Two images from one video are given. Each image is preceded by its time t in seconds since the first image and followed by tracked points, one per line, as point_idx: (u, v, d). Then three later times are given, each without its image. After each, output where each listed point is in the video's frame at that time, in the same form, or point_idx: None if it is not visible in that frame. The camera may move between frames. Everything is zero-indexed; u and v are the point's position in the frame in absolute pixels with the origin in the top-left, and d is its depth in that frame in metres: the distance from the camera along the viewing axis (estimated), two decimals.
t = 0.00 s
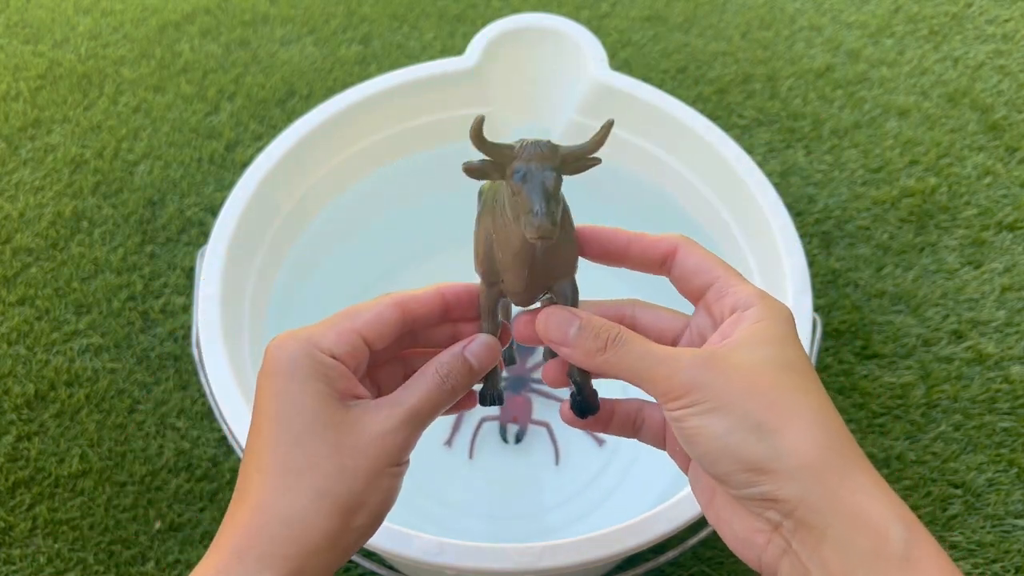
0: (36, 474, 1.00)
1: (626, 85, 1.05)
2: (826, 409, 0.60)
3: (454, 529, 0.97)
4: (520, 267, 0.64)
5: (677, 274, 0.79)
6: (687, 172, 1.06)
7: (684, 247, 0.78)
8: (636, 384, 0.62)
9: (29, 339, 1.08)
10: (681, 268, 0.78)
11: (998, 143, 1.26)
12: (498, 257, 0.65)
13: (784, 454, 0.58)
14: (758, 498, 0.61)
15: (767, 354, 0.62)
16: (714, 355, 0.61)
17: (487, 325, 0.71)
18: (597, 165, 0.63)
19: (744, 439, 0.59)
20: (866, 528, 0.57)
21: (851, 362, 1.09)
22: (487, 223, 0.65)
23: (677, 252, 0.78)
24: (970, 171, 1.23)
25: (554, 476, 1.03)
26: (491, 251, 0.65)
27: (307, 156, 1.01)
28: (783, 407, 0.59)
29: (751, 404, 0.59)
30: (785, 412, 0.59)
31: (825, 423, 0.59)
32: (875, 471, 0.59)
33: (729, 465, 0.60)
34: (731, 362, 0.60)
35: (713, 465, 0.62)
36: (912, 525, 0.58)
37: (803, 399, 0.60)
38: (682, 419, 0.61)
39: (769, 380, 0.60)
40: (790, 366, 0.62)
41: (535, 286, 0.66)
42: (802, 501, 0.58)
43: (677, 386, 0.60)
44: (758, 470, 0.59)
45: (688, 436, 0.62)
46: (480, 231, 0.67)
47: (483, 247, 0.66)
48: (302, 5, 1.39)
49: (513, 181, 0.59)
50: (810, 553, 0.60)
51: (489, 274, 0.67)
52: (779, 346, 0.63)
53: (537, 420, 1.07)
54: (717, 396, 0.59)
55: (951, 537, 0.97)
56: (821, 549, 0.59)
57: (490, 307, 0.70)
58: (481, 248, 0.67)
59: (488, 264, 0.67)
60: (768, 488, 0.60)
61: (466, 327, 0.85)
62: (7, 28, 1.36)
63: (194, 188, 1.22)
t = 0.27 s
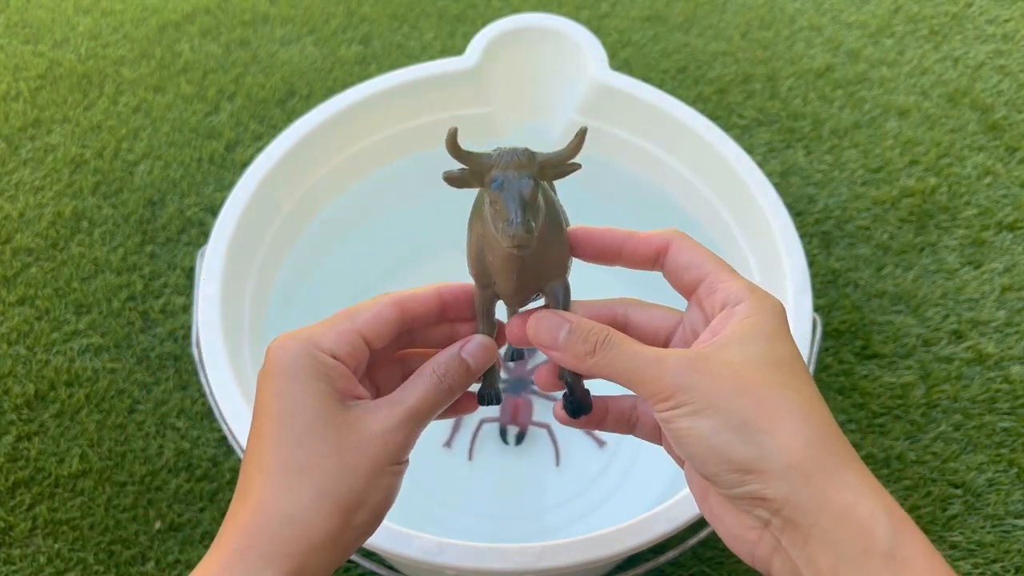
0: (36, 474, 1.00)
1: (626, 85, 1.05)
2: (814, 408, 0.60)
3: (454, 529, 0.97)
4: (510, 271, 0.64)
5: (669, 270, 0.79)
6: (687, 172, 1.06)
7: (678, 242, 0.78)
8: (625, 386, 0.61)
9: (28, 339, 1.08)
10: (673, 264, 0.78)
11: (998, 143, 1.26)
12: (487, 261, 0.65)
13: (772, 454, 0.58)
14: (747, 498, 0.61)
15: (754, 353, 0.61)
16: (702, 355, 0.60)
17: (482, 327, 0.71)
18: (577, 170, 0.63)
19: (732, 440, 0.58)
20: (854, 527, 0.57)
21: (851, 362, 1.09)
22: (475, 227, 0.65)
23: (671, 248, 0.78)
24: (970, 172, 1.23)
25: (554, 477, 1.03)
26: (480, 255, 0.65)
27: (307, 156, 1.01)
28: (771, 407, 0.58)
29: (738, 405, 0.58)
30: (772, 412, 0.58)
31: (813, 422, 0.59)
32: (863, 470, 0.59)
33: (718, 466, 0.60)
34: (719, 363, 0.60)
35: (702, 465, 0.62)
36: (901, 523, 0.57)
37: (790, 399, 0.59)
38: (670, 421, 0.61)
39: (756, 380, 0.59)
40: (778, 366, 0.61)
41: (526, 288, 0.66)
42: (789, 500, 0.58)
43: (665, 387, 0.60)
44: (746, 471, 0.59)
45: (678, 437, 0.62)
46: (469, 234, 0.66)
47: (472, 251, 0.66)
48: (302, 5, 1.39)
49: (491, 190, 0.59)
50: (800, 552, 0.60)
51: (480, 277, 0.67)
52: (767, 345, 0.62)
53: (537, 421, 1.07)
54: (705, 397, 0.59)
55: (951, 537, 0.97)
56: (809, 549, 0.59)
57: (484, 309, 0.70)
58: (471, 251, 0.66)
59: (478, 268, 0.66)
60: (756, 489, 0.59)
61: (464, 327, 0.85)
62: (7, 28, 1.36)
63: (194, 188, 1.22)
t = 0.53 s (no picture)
0: (36, 474, 1.00)
1: (626, 85, 1.05)
2: (807, 412, 0.59)
3: (455, 529, 0.97)
4: (502, 275, 0.64)
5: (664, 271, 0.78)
6: (688, 172, 1.06)
7: (674, 243, 0.77)
8: (618, 391, 0.61)
9: (28, 339, 1.09)
10: (668, 265, 0.78)
11: (998, 143, 1.26)
12: (480, 267, 0.65)
13: (764, 459, 0.58)
14: (742, 502, 0.61)
15: (747, 357, 0.61)
16: (694, 360, 0.60)
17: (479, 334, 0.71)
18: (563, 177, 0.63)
19: (724, 445, 0.58)
20: (848, 531, 0.57)
21: (851, 362, 1.09)
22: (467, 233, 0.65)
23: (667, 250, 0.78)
24: (970, 171, 1.23)
25: (554, 477, 1.03)
26: (473, 261, 0.65)
27: (307, 156, 1.01)
28: (764, 411, 0.58)
29: (730, 410, 0.58)
30: (764, 417, 0.58)
31: (806, 425, 0.59)
32: (856, 473, 0.59)
33: (712, 471, 0.60)
34: (710, 367, 0.60)
35: (696, 470, 0.62)
36: (894, 526, 0.57)
37: (782, 403, 0.59)
38: (665, 426, 0.61)
39: (748, 385, 0.59)
40: (771, 369, 0.61)
41: (520, 293, 0.66)
42: (783, 505, 0.58)
43: (658, 393, 0.59)
44: (739, 476, 0.59)
45: (671, 442, 0.62)
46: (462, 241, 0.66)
47: (466, 257, 0.66)
48: (302, 5, 1.39)
49: (474, 199, 0.59)
50: (795, 555, 0.60)
51: (474, 282, 0.67)
52: (759, 348, 0.62)
53: (537, 421, 1.07)
54: (697, 403, 0.58)
55: (951, 537, 0.97)
56: (803, 553, 0.59)
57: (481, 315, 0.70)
58: (464, 256, 0.67)
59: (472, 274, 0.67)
60: (749, 493, 0.59)
61: (464, 331, 0.85)
62: (7, 28, 1.36)
63: (195, 188, 1.22)
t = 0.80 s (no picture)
0: (36, 474, 1.00)
1: (626, 86, 1.05)
2: (805, 414, 0.59)
3: (454, 529, 0.97)
4: (498, 277, 0.64)
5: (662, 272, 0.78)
6: (688, 172, 1.06)
7: (672, 242, 0.77)
8: (616, 393, 0.61)
9: (28, 339, 1.09)
10: (666, 266, 0.78)
11: (998, 143, 1.26)
12: (475, 268, 0.65)
13: (762, 461, 0.58)
14: (741, 506, 0.61)
15: (744, 359, 0.61)
16: (691, 362, 0.60)
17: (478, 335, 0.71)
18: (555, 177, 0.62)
19: (722, 448, 0.58)
20: (846, 533, 0.56)
21: (851, 362, 1.09)
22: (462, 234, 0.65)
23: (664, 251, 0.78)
24: (970, 171, 1.23)
25: (554, 477, 1.03)
26: (469, 263, 0.65)
27: (307, 156, 1.01)
28: (761, 414, 0.58)
29: (727, 412, 0.58)
30: (762, 419, 0.58)
31: (803, 428, 0.59)
32: (854, 474, 0.59)
33: (710, 474, 0.60)
34: (708, 369, 0.60)
35: (695, 473, 0.62)
36: (893, 528, 0.57)
37: (780, 405, 0.59)
38: (662, 429, 0.61)
39: (745, 387, 0.59)
40: (768, 371, 0.61)
41: (518, 293, 0.66)
42: (781, 508, 0.58)
43: (656, 395, 0.59)
44: (738, 480, 0.59)
45: (670, 444, 0.62)
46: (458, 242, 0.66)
47: (462, 259, 0.66)
48: (302, 5, 1.39)
49: (466, 200, 0.59)
50: (793, 558, 0.60)
51: (472, 283, 0.67)
52: (757, 350, 0.62)
53: (537, 421, 1.07)
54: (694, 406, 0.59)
55: (951, 537, 0.97)
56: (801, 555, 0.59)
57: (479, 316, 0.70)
58: (460, 258, 0.66)
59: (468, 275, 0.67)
60: (747, 497, 0.59)
61: (463, 331, 0.85)
62: (7, 28, 1.36)
63: (194, 188, 1.22)
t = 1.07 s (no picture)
0: (36, 474, 1.00)
1: (628, 86, 1.04)
2: (804, 415, 0.59)
3: (455, 529, 0.97)
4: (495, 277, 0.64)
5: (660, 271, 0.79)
6: (688, 172, 1.06)
7: (671, 242, 0.77)
8: (615, 395, 0.61)
9: (28, 339, 1.09)
10: (664, 265, 0.78)
11: (998, 143, 1.26)
12: (472, 269, 0.65)
13: (761, 462, 0.57)
14: (740, 507, 0.61)
15: (742, 360, 0.61)
16: (689, 363, 0.60)
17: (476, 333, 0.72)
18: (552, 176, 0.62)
19: (720, 449, 0.58)
20: (845, 534, 0.56)
21: (851, 362, 1.09)
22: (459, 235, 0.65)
23: (662, 251, 0.78)
24: (970, 171, 1.23)
25: (554, 477, 1.03)
26: (466, 264, 0.65)
27: (306, 156, 1.01)
28: (759, 416, 0.58)
29: (726, 413, 0.58)
30: (759, 420, 0.58)
31: (802, 429, 0.58)
32: (854, 475, 0.58)
33: (709, 476, 0.60)
34: (706, 370, 0.60)
35: (694, 475, 0.62)
36: (893, 529, 0.57)
37: (778, 406, 0.59)
38: (661, 431, 0.61)
39: (743, 388, 0.59)
40: (767, 371, 0.61)
41: (516, 293, 0.66)
42: (779, 510, 0.58)
43: (654, 397, 0.59)
44: (736, 481, 0.59)
45: (668, 445, 0.62)
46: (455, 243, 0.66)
47: (459, 260, 0.66)
48: (302, 5, 1.39)
49: (462, 201, 0.58)
50: (792, 560, 0.59)
51: (469, 284, 0.67)
52: (755, 351, 0.62)
53: (537, 421, 1.07)
54: (692, 408, 0.58)
55: (952, 537, 0.97)
56: (800, 555, 0.59)
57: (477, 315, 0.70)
58: (458, 258, 0.67)
59: (466, 275, 0.67)
60: (745, 498, 0.59)
61: (460, 332, 0.86)
62: (8, 28, 1.36)
63: (194, 188, 1.22)
